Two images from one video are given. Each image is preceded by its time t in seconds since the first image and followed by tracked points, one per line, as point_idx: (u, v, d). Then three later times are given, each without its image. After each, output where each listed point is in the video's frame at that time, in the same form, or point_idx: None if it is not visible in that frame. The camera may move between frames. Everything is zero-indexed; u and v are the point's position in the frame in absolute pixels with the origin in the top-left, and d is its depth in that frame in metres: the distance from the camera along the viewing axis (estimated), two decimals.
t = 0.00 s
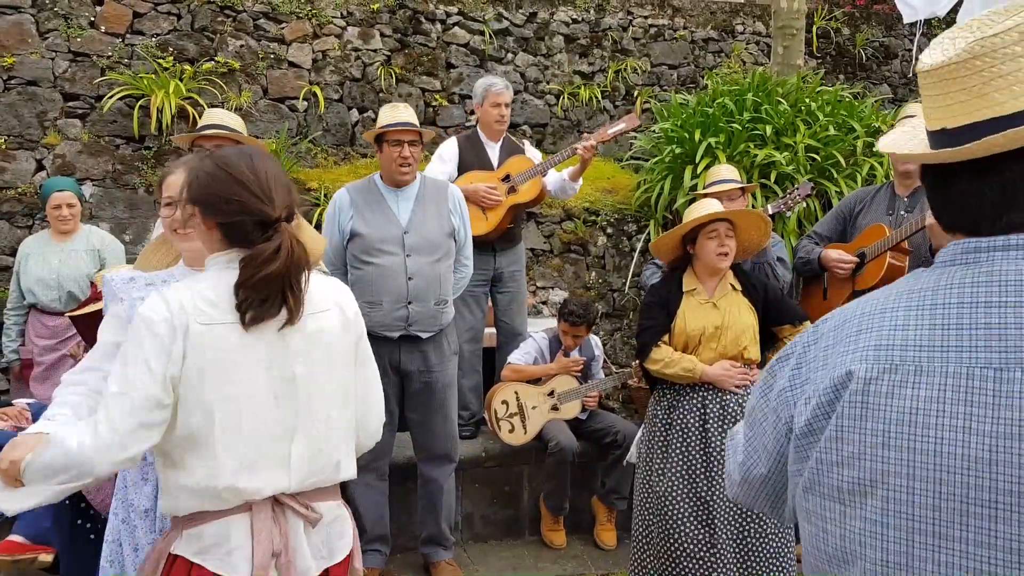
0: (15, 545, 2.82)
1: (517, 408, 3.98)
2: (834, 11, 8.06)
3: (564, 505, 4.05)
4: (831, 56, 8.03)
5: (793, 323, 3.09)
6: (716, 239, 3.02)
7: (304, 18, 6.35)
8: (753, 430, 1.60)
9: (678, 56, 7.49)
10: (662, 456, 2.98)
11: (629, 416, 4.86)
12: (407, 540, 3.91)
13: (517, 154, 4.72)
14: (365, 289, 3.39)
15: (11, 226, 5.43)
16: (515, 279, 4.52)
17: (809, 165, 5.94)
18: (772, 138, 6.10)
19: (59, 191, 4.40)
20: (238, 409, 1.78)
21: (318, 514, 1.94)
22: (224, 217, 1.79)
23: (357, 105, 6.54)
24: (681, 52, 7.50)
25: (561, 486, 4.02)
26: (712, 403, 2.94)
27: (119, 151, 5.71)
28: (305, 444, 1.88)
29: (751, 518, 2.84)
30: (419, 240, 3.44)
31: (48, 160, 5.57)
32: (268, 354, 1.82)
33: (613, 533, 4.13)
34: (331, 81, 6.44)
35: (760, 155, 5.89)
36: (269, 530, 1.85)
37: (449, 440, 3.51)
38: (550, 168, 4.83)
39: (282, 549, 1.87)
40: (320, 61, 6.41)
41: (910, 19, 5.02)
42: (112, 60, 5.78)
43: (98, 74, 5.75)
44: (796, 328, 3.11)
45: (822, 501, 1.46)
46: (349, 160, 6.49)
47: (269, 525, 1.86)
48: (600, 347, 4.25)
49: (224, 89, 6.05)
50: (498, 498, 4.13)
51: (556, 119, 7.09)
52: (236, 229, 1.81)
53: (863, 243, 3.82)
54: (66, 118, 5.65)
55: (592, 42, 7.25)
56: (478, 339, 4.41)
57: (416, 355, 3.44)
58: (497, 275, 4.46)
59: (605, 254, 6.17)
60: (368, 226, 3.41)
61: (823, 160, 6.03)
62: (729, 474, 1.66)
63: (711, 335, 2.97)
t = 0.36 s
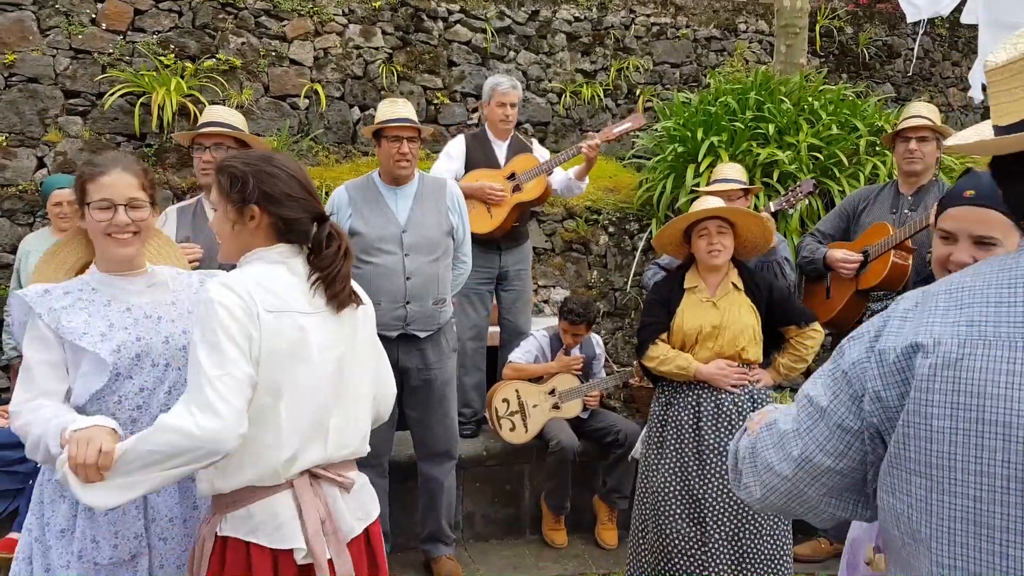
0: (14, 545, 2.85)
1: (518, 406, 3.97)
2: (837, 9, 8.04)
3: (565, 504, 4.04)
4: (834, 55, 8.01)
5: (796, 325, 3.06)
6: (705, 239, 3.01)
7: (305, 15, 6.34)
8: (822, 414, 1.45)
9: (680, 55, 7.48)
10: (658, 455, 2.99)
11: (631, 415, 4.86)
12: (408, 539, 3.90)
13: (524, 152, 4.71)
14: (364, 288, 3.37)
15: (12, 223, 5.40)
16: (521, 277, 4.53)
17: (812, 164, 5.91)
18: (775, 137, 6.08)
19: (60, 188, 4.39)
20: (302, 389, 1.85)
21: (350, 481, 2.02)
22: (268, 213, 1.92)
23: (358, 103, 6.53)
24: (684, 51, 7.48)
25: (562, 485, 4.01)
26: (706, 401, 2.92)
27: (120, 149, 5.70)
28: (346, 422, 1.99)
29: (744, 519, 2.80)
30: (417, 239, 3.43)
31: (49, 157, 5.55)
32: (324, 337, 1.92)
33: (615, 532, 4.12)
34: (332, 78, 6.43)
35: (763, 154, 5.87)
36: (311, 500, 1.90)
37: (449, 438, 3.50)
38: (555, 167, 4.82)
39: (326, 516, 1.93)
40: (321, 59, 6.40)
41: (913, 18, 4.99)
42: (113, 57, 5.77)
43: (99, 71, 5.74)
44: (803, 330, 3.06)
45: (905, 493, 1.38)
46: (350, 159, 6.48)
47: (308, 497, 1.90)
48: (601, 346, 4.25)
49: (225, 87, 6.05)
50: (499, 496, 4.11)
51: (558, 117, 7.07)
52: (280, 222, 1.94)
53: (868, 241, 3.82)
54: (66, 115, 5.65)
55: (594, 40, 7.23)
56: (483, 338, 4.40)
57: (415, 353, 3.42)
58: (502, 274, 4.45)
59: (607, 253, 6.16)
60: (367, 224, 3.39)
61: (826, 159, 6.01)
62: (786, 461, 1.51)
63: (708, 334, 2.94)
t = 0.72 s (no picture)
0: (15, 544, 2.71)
1: (519, 406, 3.97)
2: (839, 8, 8.03)
3: (566, 504, 4.04)
4: (836, 54, 8.00)
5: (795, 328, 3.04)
6: (699, 236, 3.03)
7: (306, 14, 6.34)
8: (920, 467, 1.29)
9: (682, 53, 7.47)
10: (652, 450, 3.04)
11: (632, 414, 4.86)
12: (409, 538, 3.90)
13: (529, 151, 4.71)
14: (363, 286, 3.37)
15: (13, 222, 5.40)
16: (529, 277, 4.52)
17: (814, 163, 5.90)
18: (776, 136, 6.07)
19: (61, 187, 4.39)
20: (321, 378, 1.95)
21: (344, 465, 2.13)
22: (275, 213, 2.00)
23: (359, 102, 6.53)
24: (685, 50, 7.47)
25: (563, 485, 4.00)
26: (690, 398, 2.94)
27: (121, 148, 5.70)
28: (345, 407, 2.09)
29: (720, 518, 2.81)
30: (416, 238, 3.42)
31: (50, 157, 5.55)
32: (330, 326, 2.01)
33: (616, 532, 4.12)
34: (334, 77, 6.43)
35: (764, 153, 5.87)
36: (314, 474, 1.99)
37: (449, 438, 3.50)
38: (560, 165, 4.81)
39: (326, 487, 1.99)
40: (323, 57, 6.39)
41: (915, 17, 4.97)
42: (115, 56, 5.77)
43: (100, 70, 5.74)
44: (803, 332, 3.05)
45: None
46: (351, 157, 6.47)
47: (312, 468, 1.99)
48: (603, 346, 4.24)
49: (227, 86, 6.05)
50: (500, 496, 4.11)
51: (559, 117, 7.07)
52: (281, 223, 2.02)
53: (869, 240, 3.83)
54: (68, 114, 5.65)
55: (596, 39, 7.23)
56: (490, 336, 4.38)
57: (416, 353, 3.42)
58: (511, 273, 4.45)
59: (608, 252, 6.16)
60: (366, 223, 3.39)
61: (827, 158, 6.01)
62: (881, 526, 1.33)
63: (694, 332, 2.98)
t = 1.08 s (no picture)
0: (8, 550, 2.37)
1: (520, 407, 3.98)
2: (838, 10, 8.04)
3: (566, 505, 4.04)
4: (836, 55, 8.00)
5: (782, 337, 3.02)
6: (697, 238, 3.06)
7: (307, 16, 6.35)
8: None
9: (682, 55, 7.48)
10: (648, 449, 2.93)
11: (633, 416, 4.87)
12: (409, 540, 3.91)
13: (529, 152, 4.71)
14: (366, 287, 3.38)
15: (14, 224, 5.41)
16: (529, 279, 4.51)
17: (813, 164, 5.90)
18: (776, 138, 6.07)
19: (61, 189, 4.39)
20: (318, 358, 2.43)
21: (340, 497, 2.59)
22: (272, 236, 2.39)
23: (360, 103, 6.53)
24: (685, 51, 7.48)
25: (563, 487, 4.01)
26: (675, 394, 2.95)
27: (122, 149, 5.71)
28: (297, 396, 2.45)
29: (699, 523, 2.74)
30: (420, 239, 3.43)
31: (51, 158, 5.56)
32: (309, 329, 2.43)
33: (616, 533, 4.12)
34: (334, 79, 6.43)
35: (764, 154, 5.87)
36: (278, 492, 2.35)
37: (450, 440, 3.50)
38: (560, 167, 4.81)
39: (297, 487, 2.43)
40: (323, 59, 6.40)
41: (915, 19, 4.98)
42: (116, 58, 5.78)
43: (101, 72, 5.74)
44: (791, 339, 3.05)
45: None
46: (352, 159, 6.47)
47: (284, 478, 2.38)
48: (603, 348, 4.25)
49: (227, 88, 6.05)
50: (500, 497, 4.12)
51: (559, 118, 7.07)
52: (264, 229, 2.40)
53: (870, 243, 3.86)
54: (69, 116, 5.66)
55: (596, 41, 7.23)
56: (490, 338, 4.39)
57: (417, 355, 3.43)
58: (511, 274, 4.46)
59: (608, 253, 6.17)
60: (370, 223, 3.40)
61: (827, 159, 6.03)
62: None
63: (682, 330, 3.06)
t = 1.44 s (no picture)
0: (21, 548, 2.27)
1: (521, 410, 4.00)
2: (839, 12, 8.06)
3: (567, 508, 4.05)
4: (837, 57, 8.02)
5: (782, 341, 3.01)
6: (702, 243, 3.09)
7: (309, 20, 6.36)
8: None
9: (682, 58, 7.49)
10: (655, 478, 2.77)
11: (633, 418, 4.88)
12: (411, 542, 3.91)
13: (528, 155, 4.72)
14: (373, 289, 3.39)
15: (17, 227, 5.43)
16: (525, 281, 4.52)
17: (814, 167, 5.91)
18: (777, 140, 6.09)
19: (62, 193, 4.40)
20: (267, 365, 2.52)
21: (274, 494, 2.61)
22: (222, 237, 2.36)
23: (362, 106, 6.55)
24: (685, 54, 7.49)
25: (564, 489, 4.01)
26: (678, 400, 2.93)
27: (125, 153, 5.73)
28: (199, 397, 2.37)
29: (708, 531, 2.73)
30: (427, 241, 3.45)
31: (53, 162, 5.57)
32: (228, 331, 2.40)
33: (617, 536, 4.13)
34: (336, 82, 6.45)
35: (765, 156, 5.88)
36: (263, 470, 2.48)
37: (453, 443, 3.51)
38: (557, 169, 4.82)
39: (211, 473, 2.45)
40: (325, 63, 6.42)
41: (915, 21, 5.00)
42: (118, 62, 5.80)
43: (103, 76, 5.76)
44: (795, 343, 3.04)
45: None
46: (353, 162, 6.48)
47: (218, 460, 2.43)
48: (604, 350, 4.25)
49: (229, 91, 6.06)
50: (501, 500, 4.12)
51: (560, 121, 7.08)
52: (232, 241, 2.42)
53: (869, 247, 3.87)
54: (71, 120, 5.67)
55: (596, 44, 7.25)
56: (487, 341, 4.39)
57: (423, 358, 3.45)
58: (507, 277, 4.47)
59: (609, 256, 6.18)
60: (377, 225, 3.41)
61: (828, 161, 6.05)
62: None
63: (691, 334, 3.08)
